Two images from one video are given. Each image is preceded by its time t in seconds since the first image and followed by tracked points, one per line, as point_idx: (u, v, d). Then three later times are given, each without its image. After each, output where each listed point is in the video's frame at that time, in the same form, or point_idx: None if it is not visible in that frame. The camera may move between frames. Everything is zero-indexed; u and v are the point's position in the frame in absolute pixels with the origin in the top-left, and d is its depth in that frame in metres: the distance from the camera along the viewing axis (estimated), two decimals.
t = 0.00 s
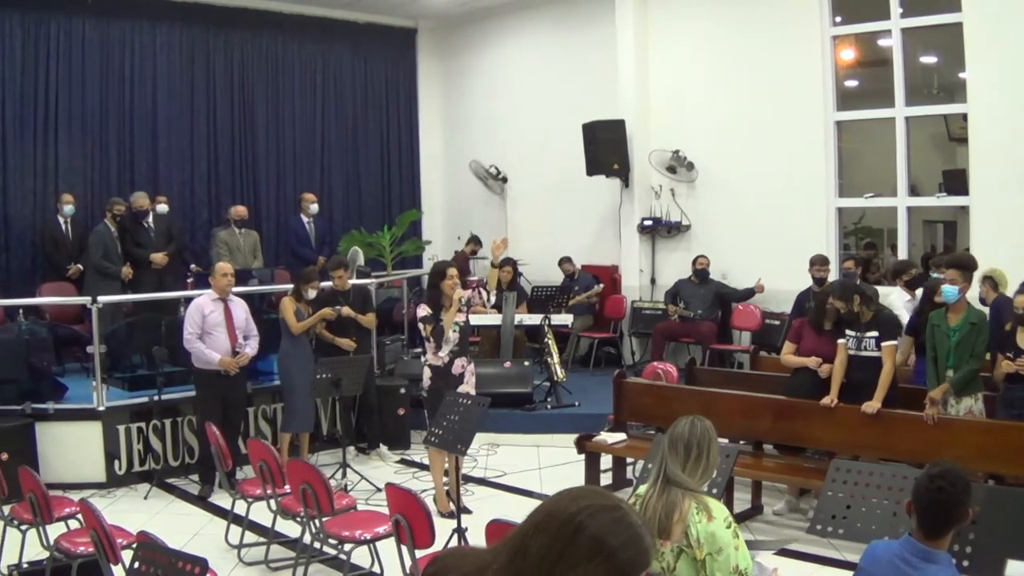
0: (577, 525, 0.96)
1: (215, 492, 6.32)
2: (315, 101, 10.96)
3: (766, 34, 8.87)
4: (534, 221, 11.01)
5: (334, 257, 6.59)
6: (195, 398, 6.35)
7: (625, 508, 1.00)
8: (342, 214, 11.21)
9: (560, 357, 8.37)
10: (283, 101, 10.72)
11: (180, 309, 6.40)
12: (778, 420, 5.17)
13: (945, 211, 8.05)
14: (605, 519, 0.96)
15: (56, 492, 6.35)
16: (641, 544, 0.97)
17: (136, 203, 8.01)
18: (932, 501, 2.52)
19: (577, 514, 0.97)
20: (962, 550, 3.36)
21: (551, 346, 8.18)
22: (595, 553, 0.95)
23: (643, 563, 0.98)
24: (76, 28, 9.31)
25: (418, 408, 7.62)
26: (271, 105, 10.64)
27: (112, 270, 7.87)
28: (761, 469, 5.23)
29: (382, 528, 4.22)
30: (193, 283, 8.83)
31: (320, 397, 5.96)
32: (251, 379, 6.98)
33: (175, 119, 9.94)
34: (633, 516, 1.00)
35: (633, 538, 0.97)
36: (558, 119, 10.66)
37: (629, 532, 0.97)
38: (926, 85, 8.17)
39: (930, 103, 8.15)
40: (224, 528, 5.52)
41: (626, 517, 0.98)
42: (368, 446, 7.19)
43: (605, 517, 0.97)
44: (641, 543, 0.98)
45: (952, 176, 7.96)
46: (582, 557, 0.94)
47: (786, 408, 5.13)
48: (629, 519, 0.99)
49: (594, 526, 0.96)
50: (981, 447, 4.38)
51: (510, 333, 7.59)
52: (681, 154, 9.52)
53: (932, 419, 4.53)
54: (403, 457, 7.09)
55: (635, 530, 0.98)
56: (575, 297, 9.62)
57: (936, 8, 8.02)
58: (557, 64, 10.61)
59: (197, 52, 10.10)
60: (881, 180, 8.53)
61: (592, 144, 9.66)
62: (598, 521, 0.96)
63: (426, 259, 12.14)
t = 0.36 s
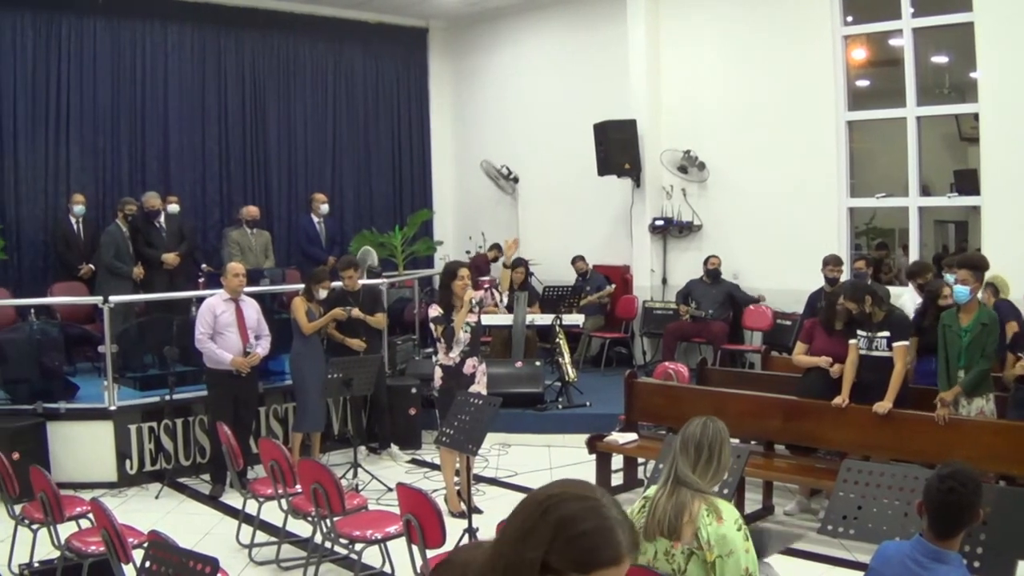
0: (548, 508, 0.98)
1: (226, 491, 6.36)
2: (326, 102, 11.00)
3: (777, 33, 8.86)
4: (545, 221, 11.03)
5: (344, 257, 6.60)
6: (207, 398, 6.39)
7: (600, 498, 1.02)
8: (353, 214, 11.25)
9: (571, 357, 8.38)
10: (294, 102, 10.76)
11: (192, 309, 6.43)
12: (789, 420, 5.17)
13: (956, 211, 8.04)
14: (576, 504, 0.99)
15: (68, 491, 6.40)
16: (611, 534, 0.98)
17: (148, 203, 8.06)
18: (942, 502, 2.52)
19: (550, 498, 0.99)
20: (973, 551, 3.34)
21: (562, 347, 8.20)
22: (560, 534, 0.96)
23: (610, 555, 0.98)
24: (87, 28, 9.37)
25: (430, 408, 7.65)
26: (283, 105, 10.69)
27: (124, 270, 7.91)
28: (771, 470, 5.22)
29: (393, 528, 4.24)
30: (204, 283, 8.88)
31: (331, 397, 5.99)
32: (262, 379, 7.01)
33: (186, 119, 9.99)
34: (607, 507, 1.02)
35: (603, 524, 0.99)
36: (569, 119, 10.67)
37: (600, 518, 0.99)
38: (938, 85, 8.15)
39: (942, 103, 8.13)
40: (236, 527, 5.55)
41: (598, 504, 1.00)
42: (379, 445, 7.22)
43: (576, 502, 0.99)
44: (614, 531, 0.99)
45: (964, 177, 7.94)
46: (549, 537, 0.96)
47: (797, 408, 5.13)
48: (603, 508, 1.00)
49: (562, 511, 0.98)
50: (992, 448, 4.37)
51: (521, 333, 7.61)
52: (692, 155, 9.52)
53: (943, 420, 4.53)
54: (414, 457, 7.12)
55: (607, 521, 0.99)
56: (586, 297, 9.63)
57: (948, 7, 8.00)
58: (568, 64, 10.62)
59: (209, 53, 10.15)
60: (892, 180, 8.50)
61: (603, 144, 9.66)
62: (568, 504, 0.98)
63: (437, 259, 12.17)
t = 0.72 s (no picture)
0: (537, 498, 1.07)
1: (231, 490, 6.38)
2: (332, 101, 11.01)
3: (782, 33, 8.84)
4: (551, 221, 11.03)
5: (349, 257, 6.60)
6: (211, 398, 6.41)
7: (591, 486, 1.09)
8: (358, 214, 11.26)
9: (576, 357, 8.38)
10: (299, 101, 10.77)
11: (197, 309, 6.45)
12: (794, 419, 5.16)
13: (963, 211, 8.03)
14: (562, 493, 1.06)
15: (73, 490, 6.42)
16: (599, 518, 1.06)
17: (153, 202, 8.09)
18: (946, 501, 2.52)
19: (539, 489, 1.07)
20: (979, 551, 3.32)
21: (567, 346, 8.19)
22: (547, 522, 1.05)
23: (600, 537, 1.06)
24: (93, 28, 9.39)
25: (434, 407, 7.66)
26: (288, 104, 10.70)
27: (129, 270, 7.93)
28: (777, 470, 5.21)
29: (397, 527, 4.24)
30: (209, 282, 8.89)
31: (337, 396, 6.00)
32: (268, 379, 7.03)
33: (192, 119, 10.02)
34: (597, 493, 1.08)
35: (589, 511, 1.06)
36: (574, 119, 10.67)
37: (586, 504, 1.06)
38: (944, 85, 8.13)
39: (948, 103, 8.11)
40: (241, 526, 5.57)
41: (585, 491, 1.07)
42: (384, 445, 7.23)
43: (562, 491, 1.07)
44: (601, 516, 1.06)
45: (971, 176, 7.92)
46: (536, 527, 1.05)
47: (802, 408, 5.12)
48: (591, 495, 1.07)
49: (549, 499, 1.06)
50: (999, 447, 4.36)
51: (526, 333, 7.61)
52: (698, 154, 9.51)
53: (949, 419, 4.51)
54: (419, 456, 7.13)
55: (596, 506, 1.07)
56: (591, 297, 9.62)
57: (953, 7, 7.98)
58: (573, 63, 10.62)
59: (214, 53, 10.17)
60: (898, 180, 8.48)
61: (608, 144, 9.66)
62: (553, 494, 1.06)
63: (442, 259, 12.17)
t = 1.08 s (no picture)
0: (553, 503, 1.06)
1: (230, 490, 6.37)
2: (330, 100, 11.01)
3: (781, 32, 8.84)
4: (550, 220, 11.03)
5: (348, 257, 6.58)
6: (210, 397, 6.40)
7: (604, 483, 1.09)
8: (357, 213, 11.26)
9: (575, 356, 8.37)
10: (298, 100, 10.77)
11: (196, 308, 6.44)
12: (793, 419, 5.16)
13: (961, 210, 8.03)
14: (576, 493, 1.06)
15: (72, 490, 6.41)
16: (621, 512, 1.06)
17: (151, 201, 8.08)
18: (945, 501, 2.52)
19: (553, 494, 1.07)
20: (978, 550, 3.33)
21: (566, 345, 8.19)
22: (570, 525, 1.04)
23: (626, 529, 1.06)
24: (91, 27, 9.39)
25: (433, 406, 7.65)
26: (287, 103, 10.69)
27: (127, 268, 7.92)
28: (775, 469, 5.21)
29: (396, 526, 4.24)
30: (208, 281, 8.89)
31: (336, 395, 6.00)
32: (266, 378, 7.02)
33: (191, 118, 10.01)
34: (611, 488, 1.08)
35: (609, 507, 1.06)
36: (573, 118, 10.67)
37: (604, 501, 1.06)
38: (943, 84, 8.12)
39: (946, 101, 8.10)
40: (239, 526, 5.56)
41: (600, 488, 1.07)
42: (383, 444, 7.22)
43: (577, 491, 1.06)
44: (621, 510, 1.06)
45: (969, 176, 7.92)
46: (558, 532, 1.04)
47: (801, 407, 5.12)
48: (606, 490, 1.07)
49: (567, 501, 1.06)
50: (997, 447, 4.36)
51: (525, 332, 7.61)
52: (696, 154, 9.51)
53: (947, 418, 4.51)
54: (418, 455, 7.12)
55: (615, 499, 1.07)
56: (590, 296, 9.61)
57: (951, 6, 7.98)
58: (571, 62, 10.61)
59: (213, 51, 10.16)
60: (896, 180, 8.48)
61: (606, 143, 9.66)
62: (569, 496, 1.06)
63: (441, 258, 12.17)
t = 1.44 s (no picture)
0: (562, 502, 1.06)
1: (228, 490, 6.36)
2: (328, 99, 11.00)
3: (779, 31, 8.85)
4: (548, 219, 11.02)
5: (346, 257, 6.54)
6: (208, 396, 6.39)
7: (608, 476, 1.09)
8: (355, 212, 11.25)
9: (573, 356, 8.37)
10: (296, 99, 10.76)
11: (193, 308, 6.42)
12: (791, 418, 5.16)
13: (959, 209, 8.04)
14: (583, 489, 1.06)
15: (69, 490, 6.40)
16: (633, 502, 1.07)
17: (149, 200, 8.07)
18: (943, 500, 2.51)
19: (561, 492, 1.07)
20: (975, 549, 3.33)
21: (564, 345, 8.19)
22: (583, 523, 1.04)
23: (640, 518, 1.07)
24: (89, 26, 9.37)
25: (431, 406, 7.65)
26: (285, 102, 10.69)
27: (124, 268, 7.91)
28: (774, 468, 5.21)
29: (394, 526, 4.23)
30: (206, 281, 8.88)
31: (334, 395, 5.99)
32: (264, 378, 7.01)
33: (188, 117, 10.00)
34: (616, 481, 1.09)
35: (618, 498, 1.06)
36: (571, 118, 10.67)
37: (613, 492, 1.07)
38: (941, 84, 8.14)
39: (944, 101, 8.12)
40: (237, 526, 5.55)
41: (606, 480, 1.08)
42: (381, 444, 7.22)
43: (584, 487, 1.07)
44: (630, 499, 1.07)
45: (967, 175, 7.93)
46: (571, 529, 1.04)
47: (799, 406, 5.12)
48: (613, 483, 1.08)
49: (576, 497, 1.06)
50: (995, 446, 4.37)
51: (523, 332, 7.61)
52: (694, 153, 9.52)
53: (945, 418, 4.52)
54: (416, 455, 7.12)
55: (624, 489, 1.07)
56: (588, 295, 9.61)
57: (948, 6, 8.00)
58: (569, 62, 10.61)
59: (210, 50, 10.15)
60: (894, 179, 8.49)
61: (604, 143, 9.67)
62: (578, 493, 1.06)
63: (439, 257, 12.16)
